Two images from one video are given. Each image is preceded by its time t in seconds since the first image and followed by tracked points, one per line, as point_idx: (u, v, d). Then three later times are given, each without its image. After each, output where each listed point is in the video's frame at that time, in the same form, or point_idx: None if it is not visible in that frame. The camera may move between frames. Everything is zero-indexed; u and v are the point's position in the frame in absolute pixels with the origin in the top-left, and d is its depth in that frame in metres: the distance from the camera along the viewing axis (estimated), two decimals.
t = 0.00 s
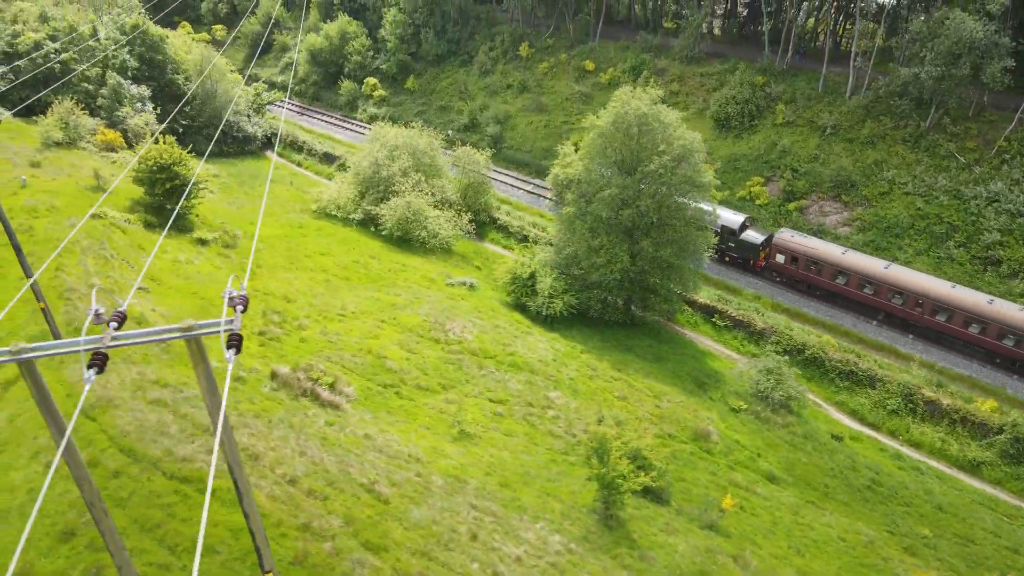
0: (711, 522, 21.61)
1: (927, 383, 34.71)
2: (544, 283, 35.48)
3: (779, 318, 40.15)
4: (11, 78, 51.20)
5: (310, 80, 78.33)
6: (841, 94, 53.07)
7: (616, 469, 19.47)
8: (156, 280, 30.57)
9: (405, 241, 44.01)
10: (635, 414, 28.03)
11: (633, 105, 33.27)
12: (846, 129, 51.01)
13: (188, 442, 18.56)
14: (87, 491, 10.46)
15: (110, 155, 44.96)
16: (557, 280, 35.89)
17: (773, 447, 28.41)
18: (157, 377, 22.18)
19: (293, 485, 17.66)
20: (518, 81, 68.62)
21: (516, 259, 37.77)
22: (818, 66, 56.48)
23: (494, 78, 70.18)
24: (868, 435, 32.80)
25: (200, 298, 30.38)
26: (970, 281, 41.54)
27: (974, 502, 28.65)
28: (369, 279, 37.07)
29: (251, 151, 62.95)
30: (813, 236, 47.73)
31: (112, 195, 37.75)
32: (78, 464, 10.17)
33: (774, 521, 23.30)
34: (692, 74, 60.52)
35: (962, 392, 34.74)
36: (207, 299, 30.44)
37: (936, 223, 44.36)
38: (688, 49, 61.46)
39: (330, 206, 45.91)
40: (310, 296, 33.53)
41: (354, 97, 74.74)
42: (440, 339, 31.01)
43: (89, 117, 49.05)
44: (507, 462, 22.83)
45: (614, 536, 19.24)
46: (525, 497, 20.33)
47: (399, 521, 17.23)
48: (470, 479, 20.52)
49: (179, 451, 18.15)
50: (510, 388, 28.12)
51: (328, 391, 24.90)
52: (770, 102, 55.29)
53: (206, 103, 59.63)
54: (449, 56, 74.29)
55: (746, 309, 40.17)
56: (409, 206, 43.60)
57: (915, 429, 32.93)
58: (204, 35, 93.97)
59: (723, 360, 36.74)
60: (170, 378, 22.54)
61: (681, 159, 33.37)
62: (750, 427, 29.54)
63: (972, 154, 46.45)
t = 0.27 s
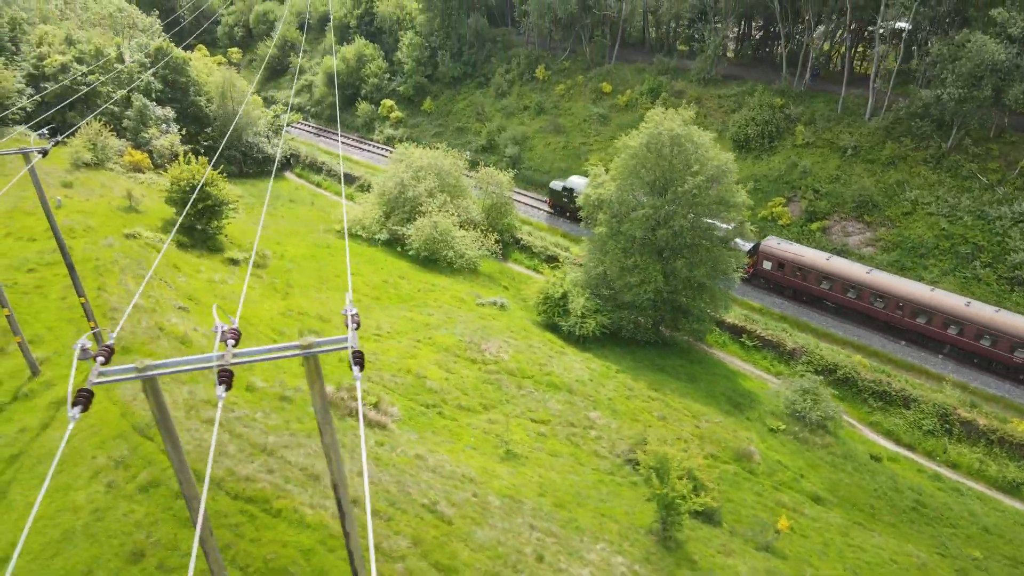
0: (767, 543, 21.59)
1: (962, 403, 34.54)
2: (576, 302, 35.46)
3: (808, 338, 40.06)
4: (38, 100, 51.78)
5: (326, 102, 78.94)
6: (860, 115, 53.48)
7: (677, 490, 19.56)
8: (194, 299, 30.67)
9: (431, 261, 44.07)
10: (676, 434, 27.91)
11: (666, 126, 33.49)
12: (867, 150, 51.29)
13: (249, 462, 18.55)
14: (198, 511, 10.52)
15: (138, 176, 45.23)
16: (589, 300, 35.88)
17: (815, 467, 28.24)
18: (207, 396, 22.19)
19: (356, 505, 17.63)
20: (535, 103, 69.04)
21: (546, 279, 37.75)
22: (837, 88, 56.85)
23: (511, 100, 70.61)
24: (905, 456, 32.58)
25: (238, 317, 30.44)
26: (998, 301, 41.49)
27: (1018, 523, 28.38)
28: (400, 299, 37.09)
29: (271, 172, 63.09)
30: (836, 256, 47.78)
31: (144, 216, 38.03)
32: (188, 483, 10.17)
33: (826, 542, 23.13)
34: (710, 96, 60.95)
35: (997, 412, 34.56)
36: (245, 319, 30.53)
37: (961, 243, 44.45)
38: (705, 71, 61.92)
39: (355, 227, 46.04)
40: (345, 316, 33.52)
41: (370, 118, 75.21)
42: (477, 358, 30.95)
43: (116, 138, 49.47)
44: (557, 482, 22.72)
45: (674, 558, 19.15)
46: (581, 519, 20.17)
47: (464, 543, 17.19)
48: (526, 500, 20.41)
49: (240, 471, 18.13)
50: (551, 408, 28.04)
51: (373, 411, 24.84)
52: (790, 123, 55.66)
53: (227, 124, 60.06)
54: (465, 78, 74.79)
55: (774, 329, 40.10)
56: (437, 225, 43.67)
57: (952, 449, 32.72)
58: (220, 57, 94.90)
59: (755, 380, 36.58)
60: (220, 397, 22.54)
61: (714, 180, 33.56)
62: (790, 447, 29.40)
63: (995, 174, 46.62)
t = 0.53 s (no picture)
0: (822, 566, 21.50)
1: (997, 423, 34.37)
2: (609, 322, 35.49)
3: (837, 358, 39.96)
4: (64, 122, 52.27)
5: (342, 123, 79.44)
6: (879, 137, 53.82)
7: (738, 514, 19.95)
8: (232, 319, 30.75)
9: (457, 281, 44.13)
10: (717, 454, 27.79)
11: (699, 146, 33.74)
12: (888, 171, 51.54)
13: (309, 483, 18.56)
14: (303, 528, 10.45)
15: (165, 196, 45.46)
16: (621, 320, 35.90)
17: (857, 488, 28.09)
18: (258, 417, 22.23)
19: (420, 527, 17.63)
20: (552, 125, 69.41)
21: (577, 299, 37.81)
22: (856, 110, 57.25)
23: (527, 122, 70.96)
24: (942, 477, 32.36)
25: (275, 337, 30.46)
26: None
27: None
28: (431, 320, 37.10)
29: (291, 194, 63.20)
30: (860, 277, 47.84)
31: (176, 236, 38.23)
32: (298, 503, 10.16)
33: (877, 564, 22.97)
34: (727, 118, 61.35)
35: None
36: (282, 338, 30.56)
37: (986, 263, 44.51)
38: (722, 94, 62.34)
39: (381, 247, 46.27)
40: (379, 336, 33.51)
41: (387, 140, 75.59)
42: (514, 379, 30.88)
43: (142, 159, 49.84)
44: (607, 503, 22.61)
45: None
46: (638, 540, 20.14)
47: (530, 565, 17.16)
48: (582, 521, 20.31)
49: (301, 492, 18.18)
50: (591, 429, 27.95)
51: (419, 431, 24.77)
52: (809, 145, 56.00)
53: (249, 146, 60.58)
54: (482, 100, 75.22)
55: (803, 348, 40.03)
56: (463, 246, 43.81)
57: (989, 471, 32.52)
58: (236, 79, 95.69)
59: (787, 401, 36.42)
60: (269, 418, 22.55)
61: (748, 200, 33.73)
62: (830, 469, 29.25)
63: (1017, 195, 46.78)
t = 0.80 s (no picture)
0: None
1: None
2: (640, 343, 35.46)
3: (866, 378, 39.83)
4: (89, 144, 52.64)
5: (357, 145, 79.85)
6: (898, 158, 54.17)
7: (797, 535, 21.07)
8: (268, 339, 30.77)
9: (482, 301, 44.18)
10: (759, 475, 27.64)
11: (731, 167, 33.95)
12: (908, 192, 51.75)
13: (369, 504, 18.51)
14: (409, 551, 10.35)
15: (191, 217, 45.65)
16: (652, 341, 35.89)
17: (899, 510, 27.91)
18: (308, 438, 22.21)
19: (485, 548, 17.63)
20: (568, 146, 69.71)
21: (608, 320, 37.82)
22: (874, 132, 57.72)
23: (543, 143, 71.27)
24: (980, 499, 32.14)
25: (312, 357, 30.42)
26: None
27: None
28: (461, 340, 37.08)
29: (310, 214, 62.95)
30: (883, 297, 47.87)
31: (207, 257, 38.35)
32: (405, 527, 10.02)
33: None
34: (744, 140, 61.69)
35: None
36: (318, 359, 30.54)
37: (1011, 284, 44.60)
38: (739, 116, 62.77)
39: (406, 267, 46.40)
40: (412, 357, 33.43)
41: (402, 161, 75.86)
42: (550, 399, 30.80)
43: (167, 180, 50.16)
44: (657, 525, 22.49)
45: None
46: (694, 561, 20.55)
47: None
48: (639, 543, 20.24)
49: (363, 513, 18.30)
50: (632, 449, 27.82)
51: (464, 451, 24.66)
52: (827, 166, 56.26)
53: (270, 168, 61.02)
54: (497, 122, 75.63)
55: (831, 369, 39.95)
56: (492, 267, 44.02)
57: None
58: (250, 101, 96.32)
59: (819, 422, 36.24)
60: (319, 438, 22.53)
61: (780, 220, 33.94)
62: (871, 490, 29.08)
63: None
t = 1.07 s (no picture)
0: None
1: None
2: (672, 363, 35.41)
3: (894, 399, 39.70)
4: (113, 166, 53.00)
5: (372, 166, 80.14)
6: (918, 179, 54.41)
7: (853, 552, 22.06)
8: (305, 359, 30.73)
9: (508, 321, 44.14)
10: (801, 497, 27.48)
11: (763, 188, 34.10)
12: (929, 213, 51.92)
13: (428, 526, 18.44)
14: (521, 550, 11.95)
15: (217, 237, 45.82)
16: (684, 361, 35.83)
17: (942, 533, 27.73)
18: (358, 459, 22.17)
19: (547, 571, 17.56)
20: (584, 167, 69.91)
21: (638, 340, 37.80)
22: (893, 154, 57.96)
23: (559, 164, 71.52)
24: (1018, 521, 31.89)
25: (349, 378, 30.34)
26: None
27: None
28: (492, 361, 37.01)
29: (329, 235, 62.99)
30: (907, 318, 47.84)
31: (237, 277, 38.39)
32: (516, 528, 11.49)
33: None
34: (761, 161, 61.96)
35: None
36: (355, 379, 30.46)
37: None
38: (755, 137, 63.09)
39: (430, 288, 46.47)
40: (445, 378, 33.34)
41: (418, 182, 76.05)
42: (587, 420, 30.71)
43: (192, 201, 50.45)
44: (707, 547, 22.34)
45: None
46: None
47: None
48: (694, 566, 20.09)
49: (425, 534, 18.62)
50: (673, 470, 27.67)
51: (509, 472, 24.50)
52: (846, 187, 56.44)
53: (291, 189, 61.35)
54: (512, 143, 75.86)
55: (860, 390, 39.79)
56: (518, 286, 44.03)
57: None
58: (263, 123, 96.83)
59: (852, 444, 36.03)
60: (367, 460, 22.51)
61: (813, 240, 33.96)
62: (911, 512, 28.92)
63: None
